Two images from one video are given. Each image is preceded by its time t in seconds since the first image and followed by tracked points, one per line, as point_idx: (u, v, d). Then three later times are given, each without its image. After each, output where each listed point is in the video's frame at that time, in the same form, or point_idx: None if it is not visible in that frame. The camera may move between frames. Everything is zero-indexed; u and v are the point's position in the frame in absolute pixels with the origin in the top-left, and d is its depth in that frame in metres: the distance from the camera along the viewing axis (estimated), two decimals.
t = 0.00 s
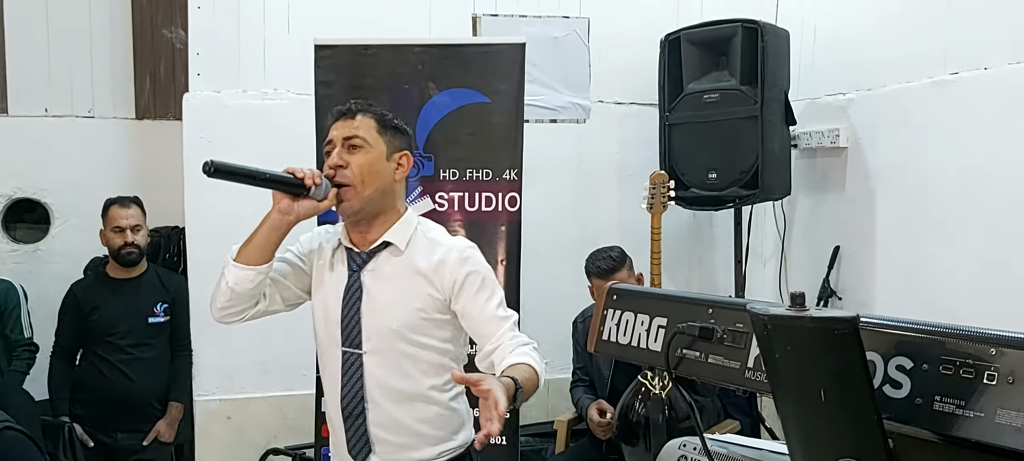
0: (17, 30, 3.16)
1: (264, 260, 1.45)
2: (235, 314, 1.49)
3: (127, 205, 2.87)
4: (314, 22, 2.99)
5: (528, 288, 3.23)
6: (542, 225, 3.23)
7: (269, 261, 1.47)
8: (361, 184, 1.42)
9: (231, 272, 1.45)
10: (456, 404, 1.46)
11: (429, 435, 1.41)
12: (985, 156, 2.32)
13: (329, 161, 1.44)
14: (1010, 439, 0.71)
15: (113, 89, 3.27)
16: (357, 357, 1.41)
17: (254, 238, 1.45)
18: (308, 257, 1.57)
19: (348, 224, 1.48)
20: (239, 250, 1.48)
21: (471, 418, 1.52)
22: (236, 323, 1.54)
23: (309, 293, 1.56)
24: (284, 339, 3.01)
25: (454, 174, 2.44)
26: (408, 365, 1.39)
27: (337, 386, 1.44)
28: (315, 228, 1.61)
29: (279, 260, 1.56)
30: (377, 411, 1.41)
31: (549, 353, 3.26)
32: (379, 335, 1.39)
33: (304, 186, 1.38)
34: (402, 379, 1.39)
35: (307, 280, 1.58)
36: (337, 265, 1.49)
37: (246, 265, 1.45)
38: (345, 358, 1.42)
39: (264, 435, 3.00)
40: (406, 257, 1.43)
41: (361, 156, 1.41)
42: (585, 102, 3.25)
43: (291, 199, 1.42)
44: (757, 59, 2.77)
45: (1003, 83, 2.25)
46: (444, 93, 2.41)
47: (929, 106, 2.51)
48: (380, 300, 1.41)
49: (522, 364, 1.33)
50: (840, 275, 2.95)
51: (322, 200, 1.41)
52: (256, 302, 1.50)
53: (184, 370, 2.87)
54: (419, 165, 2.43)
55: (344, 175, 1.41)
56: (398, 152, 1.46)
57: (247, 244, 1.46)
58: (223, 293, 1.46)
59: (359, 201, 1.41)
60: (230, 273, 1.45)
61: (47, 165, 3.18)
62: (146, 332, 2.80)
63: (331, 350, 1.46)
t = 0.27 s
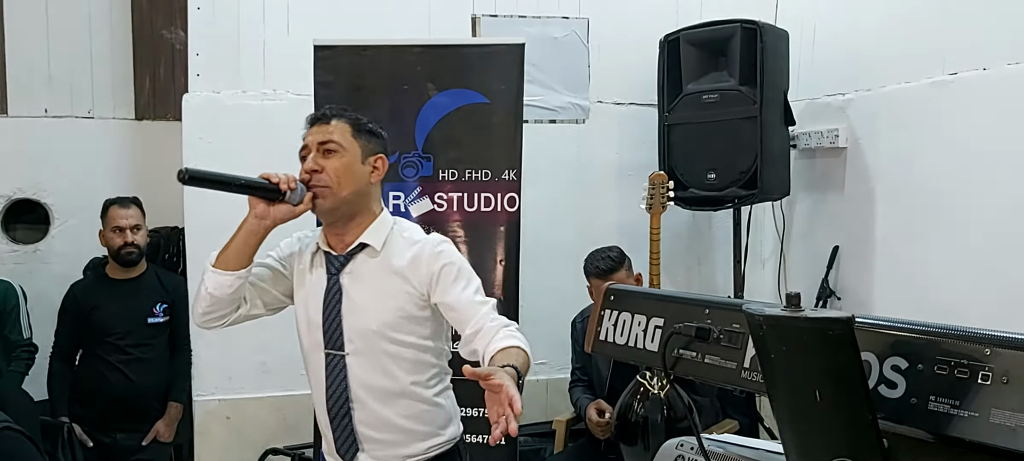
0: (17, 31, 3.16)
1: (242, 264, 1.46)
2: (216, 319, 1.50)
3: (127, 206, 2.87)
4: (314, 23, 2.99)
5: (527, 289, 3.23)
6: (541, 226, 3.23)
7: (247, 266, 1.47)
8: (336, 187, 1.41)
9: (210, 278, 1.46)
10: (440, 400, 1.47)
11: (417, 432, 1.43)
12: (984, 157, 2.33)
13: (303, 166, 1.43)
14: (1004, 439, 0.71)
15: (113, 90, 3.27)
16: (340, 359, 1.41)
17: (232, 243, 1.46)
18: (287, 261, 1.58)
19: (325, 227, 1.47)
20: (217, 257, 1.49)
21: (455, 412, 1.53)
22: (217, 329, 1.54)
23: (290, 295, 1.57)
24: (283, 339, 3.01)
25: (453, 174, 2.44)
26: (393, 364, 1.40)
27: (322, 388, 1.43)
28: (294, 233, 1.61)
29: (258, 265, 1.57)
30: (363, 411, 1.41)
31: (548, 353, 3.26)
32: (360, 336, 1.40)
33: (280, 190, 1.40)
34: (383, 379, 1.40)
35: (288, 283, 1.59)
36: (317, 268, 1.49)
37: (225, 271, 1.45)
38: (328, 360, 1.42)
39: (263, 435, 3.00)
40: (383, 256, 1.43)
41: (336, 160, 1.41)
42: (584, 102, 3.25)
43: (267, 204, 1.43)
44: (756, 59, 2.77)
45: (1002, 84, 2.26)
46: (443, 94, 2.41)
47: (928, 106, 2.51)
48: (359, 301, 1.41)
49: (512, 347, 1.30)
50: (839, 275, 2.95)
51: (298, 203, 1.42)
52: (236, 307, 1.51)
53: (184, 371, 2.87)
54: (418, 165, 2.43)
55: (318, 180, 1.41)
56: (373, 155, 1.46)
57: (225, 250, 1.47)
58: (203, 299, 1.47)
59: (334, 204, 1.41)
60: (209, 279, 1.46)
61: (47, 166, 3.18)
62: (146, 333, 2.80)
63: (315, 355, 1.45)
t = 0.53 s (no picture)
0: (17, 33, 3.16)
1: (222, 278, 1.48)
2: (204, 332, 1.51)
3: (126, 208, 2.87)
4: (313, 24, 2.99)
5: (527, 289, 3.23)
6: (541, 226, 3.23)
7: (227, 278, 1.49)
8: (308, 194, 1.44)
9: (192, 294, 1.48)
10: (428, 398, 1.47)
11: (408, 430, 1.43)
12: (983, 157, 2.33)
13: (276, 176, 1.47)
14: (1000, 438, 0.71)
15: (112, 91, 3.27)
16: (325, 364, 1.41)
17: (211, 258, 1.49)
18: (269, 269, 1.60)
19: (302, 235, 1.49)
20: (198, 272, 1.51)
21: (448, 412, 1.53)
22: (207, 342, 1.56)
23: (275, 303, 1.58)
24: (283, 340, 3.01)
25: (452, 175, 2.44)
26: (375, 367, 1.40)
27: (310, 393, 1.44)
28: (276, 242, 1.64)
29: (240, 276, 1.60)
30: (350, 414, 1.41)
31: (548, 354, 3.26)
32: (343, 341, 1.40)
33: (253, 202, 1.44)
34: (364, 381, 1.40)
35: (272, 291, 1.62)
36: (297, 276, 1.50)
37: (207, 285, 1.48)
38: (312, 366, 1.42)
39: (263, 437, 3.00)
40: (359, 261, 1.43)
41: (306, 169, 1.44)
42: (584, 102, 3.25)
43: (241, 217, 1.48)
44: (755, 59, 2.77)
45: (1001, 84, 2.26)
46: (442, 95, 2.41)
47: (927, 106, 2.51)
48: (338, 306, 1.42)
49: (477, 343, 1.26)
50: (839, 275, 2.95)
51: (272, 214, 1.46)
52: (223, 318, 1.53)
53: (184, 372, 2.87)
54: (417, 166, 2.44)
55: (289, 188, 1.44)
56: (344, 161, 1.48)
57: (205, 264, 1.49)
58: (188, 315, 1.49)
59: (307, 211, 1.44)
60: (192, 294, 1.48)
61: (47, 168, 3.18)
62: (146, 334, 2.80)
63: (301, 361, 1.46)
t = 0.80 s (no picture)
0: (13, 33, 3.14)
1: (211, 286, 1.49)
2: (196, 339, 1.52)
3: (122, 209, 2.85)
4: (311, 24, 2.97)
5: (526, 291, 3.20)
6: (540, 227, 3.20)
7: (217, 286, 1.50)
8: (291, 201, 1.44)
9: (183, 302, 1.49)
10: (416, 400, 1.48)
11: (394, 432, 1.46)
12: (986, 157, 2.30)
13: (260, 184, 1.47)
14: (997, 441, 0.69)
15: (108, 92, 3.25)
16: (311, 367, 1.43)
17: (201, 267, 1.49)
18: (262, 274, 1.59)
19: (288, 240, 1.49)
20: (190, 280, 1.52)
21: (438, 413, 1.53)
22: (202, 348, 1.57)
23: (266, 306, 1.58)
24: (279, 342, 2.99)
25: (451, 175, 2.42)
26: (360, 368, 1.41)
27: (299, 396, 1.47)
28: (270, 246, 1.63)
29: (231, 282, 1.59)
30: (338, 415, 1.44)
31: (547, 356, 3.23)
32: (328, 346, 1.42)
33: (236, 211, 1.45)
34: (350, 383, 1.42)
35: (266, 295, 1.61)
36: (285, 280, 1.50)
37: (196, 293, 1.48)
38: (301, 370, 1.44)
39: (260, 439, 2.98)
40: (342, 266, 1.44)
41: (288, 176, 1.44)
42: (583, 102, 3.23)
43: (227, 225, 1.47)
44: (755, 59, 2.75)
45: (1005, 82, 2.23)
46: (440, 94, 2.39)
47: (929, 106, 2.48)
48: (321, 312, 1.43)
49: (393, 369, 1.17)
50: (841, 276, 2.93)
51: (257, 222, 1.47)
52: (215, 324, 1.53)
53: (181, 375, 2.85)
54: (415, 167, 2.41)
55: (272, 196, 1.45)
56: (326, 166, 1.48)
57: (196, 272, 1.50)
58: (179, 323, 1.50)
59: (291, 217, 1.44)
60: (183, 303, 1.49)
61: (43, 168, 3.16)
62: (142, 337, 2.78)
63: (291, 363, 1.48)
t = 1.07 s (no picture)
0: (20, 37, 3.18)
1: (223, 272, 1.53)
2: (204, 324, 1.57)
3: (128, 210, 2.89)
4: (313, 27, 3.01)
5: (526, 290, 3.25)
6: (539, 228, 3.25)
7: (228, 273, 1.54)
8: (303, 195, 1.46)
9: (194, 287, 1.54)
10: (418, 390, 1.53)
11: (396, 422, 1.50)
12: (979, 158, 2.35)
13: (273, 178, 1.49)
14: (990, 438, 0.73)
15: (113, 95, 3.29)
16: (317, 353, 1.48)
17: (212, 252, 1.52)
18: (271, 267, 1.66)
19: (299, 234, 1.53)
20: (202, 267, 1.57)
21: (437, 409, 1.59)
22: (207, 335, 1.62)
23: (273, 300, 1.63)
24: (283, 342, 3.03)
25: (452, 177, 2.46)
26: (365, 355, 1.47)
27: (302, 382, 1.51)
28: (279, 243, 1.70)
29: (242, 273, 1.65)
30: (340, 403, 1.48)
31: (547, 354, 3.28)
32: (336, 330, 1.47)
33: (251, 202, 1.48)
34: (354, 368, 1.47)
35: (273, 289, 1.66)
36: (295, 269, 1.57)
37: (207, 279, 1.53)
38: (305, 355, 1.49)
39: (264, 437, 3.02)
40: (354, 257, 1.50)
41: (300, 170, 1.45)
42: (582, 104, 3.27)
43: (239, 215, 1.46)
44: (752, 61, 2.79)
45: (998, 85, 2.27)
46: (441, 97, 2.43)
47: (923, 108, 2.53)
48: (328, 298, 1.49)
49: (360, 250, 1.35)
50: (836, 276, 2.97)
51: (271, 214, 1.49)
52: (223, 312, 1.59)
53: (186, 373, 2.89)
54: (417, 169, 2.46)
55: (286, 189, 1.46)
56: (338, 161, 1.50)
57: (209, 259, 1.54)
58: (189, 307, 1.55)
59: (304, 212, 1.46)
60: (194, 288, 1.54)
61: (49, 170, 3.20)
62: (147, 335, 2.82)
63: (295, 351, 1.53)
